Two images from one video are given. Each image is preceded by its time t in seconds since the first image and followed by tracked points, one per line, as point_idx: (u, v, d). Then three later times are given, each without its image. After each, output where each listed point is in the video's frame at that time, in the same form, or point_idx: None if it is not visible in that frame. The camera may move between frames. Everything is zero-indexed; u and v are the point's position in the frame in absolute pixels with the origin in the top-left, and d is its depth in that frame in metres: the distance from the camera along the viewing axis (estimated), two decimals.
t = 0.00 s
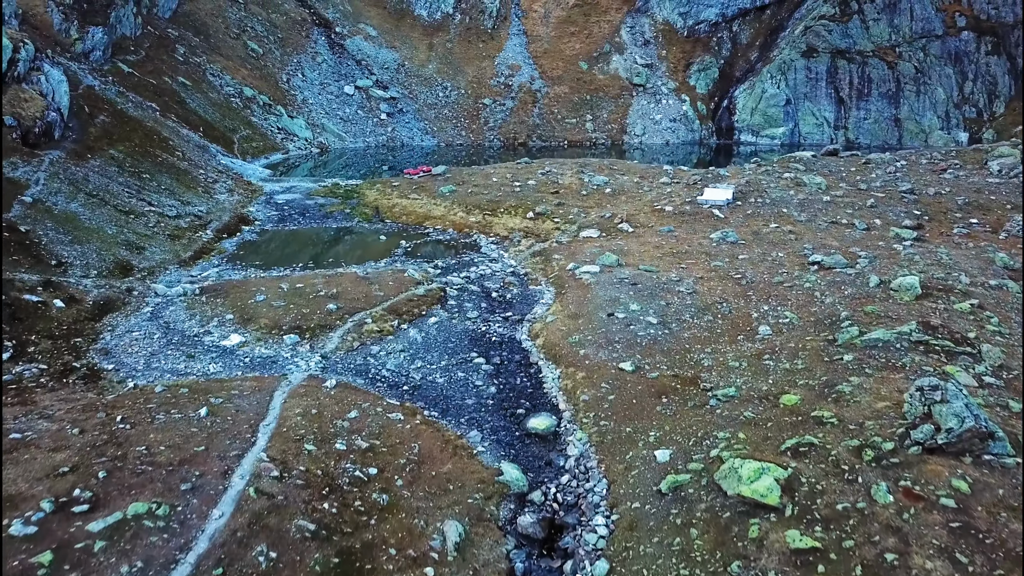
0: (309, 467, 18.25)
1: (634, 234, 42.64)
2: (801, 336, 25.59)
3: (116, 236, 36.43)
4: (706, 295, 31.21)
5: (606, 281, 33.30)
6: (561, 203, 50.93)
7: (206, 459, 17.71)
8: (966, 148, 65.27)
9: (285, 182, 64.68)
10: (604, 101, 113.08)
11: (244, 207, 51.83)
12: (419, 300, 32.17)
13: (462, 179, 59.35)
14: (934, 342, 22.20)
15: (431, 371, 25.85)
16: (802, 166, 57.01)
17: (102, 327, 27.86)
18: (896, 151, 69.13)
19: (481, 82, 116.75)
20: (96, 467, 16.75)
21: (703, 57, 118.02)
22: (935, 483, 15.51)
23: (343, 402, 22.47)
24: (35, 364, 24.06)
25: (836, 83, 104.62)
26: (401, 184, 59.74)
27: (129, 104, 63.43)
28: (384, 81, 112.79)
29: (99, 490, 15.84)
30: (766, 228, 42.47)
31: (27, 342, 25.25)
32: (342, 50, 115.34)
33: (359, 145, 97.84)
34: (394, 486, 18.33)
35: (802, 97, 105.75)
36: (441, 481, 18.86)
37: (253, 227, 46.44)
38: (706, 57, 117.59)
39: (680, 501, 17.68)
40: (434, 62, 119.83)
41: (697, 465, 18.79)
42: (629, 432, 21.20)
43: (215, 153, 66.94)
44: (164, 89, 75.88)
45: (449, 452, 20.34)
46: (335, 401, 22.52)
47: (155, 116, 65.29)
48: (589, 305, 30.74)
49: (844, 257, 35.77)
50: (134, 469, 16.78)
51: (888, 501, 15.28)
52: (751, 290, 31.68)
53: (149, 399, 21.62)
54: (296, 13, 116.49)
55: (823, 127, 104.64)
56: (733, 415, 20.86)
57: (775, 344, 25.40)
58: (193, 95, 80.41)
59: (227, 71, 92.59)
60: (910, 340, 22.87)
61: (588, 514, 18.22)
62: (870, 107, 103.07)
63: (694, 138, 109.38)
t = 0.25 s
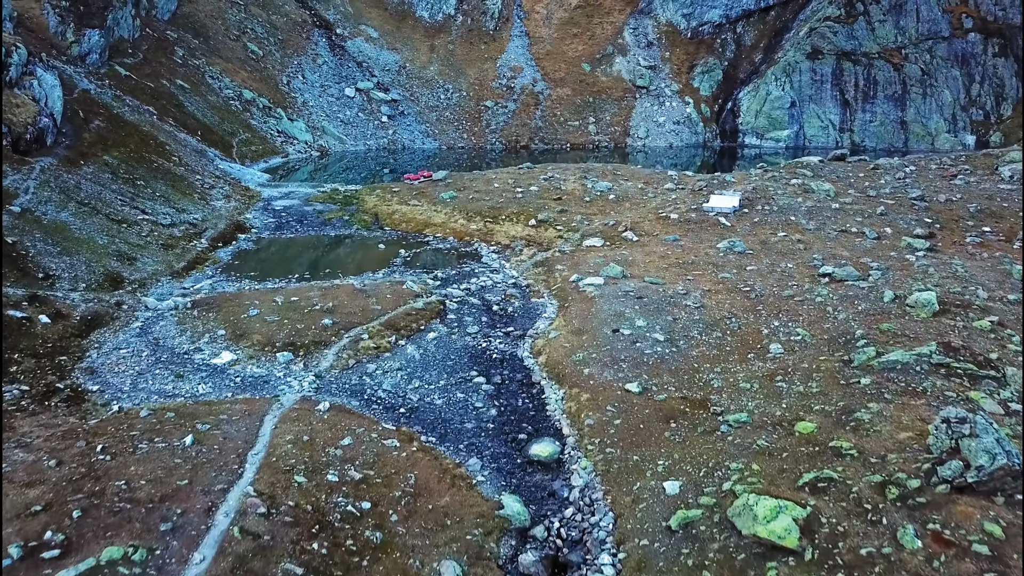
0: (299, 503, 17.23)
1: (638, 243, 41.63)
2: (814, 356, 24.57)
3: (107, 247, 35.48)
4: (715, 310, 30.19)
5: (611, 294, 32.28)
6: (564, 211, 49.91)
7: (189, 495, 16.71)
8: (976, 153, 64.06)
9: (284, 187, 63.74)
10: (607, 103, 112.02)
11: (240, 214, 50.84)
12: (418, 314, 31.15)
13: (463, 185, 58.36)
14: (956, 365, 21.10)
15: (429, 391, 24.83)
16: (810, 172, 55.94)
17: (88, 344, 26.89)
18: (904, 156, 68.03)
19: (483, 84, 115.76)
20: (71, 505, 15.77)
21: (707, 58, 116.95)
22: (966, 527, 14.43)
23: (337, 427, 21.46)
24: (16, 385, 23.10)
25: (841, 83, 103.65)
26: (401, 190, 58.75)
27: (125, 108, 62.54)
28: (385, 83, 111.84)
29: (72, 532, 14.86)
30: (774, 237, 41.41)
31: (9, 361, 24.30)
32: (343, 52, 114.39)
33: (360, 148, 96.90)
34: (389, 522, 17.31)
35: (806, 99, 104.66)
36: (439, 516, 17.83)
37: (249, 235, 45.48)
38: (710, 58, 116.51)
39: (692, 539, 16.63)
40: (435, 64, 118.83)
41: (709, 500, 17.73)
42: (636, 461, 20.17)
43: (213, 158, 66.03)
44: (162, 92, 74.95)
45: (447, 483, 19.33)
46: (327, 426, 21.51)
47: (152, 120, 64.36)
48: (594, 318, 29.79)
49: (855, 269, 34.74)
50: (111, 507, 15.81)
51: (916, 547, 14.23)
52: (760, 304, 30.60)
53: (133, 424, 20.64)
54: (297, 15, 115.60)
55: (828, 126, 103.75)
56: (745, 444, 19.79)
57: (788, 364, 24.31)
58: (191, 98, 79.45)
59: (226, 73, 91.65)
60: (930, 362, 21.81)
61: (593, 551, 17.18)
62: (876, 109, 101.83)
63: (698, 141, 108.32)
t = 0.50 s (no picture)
0: (288, 541, 16.22)
1: (644, 253, 40.63)
2: (829, 377, 23.51)
3: (98, 258, 34.53)
4: (724, 326, 29.15)
5: (616, 308, 31.26)
6: (567, 218, 48.87)
7: (170, 536, 15.73)
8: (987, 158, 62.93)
9: (283, 192, 62.79)
10: (610, 105, 110.92)
11: (238, 221, 49.92)
12: (417, 329, 30.13)
13: (465, 191, 57.32)
14: (981, 391, 19.95)
15: (428, 414, 23.81)
16: (818, 178, 54.81)
17: (75, 362, 25.94)
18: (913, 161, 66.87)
19: (485, 86, 114.75)
20: (43, 549, 14.81)
21: (711, 60, 115.85)
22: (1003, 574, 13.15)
23: (330, 455, 20.45)
24: None
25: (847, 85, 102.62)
26: (401, 195, 57.72)
27: (122, 112, 61.64)
28: (386, 86, 110.87)
29: None
30: (783, 247, 40.38)
31: None
32: (344, 54, 113.43)
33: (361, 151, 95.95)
34: (383, 562, 16.27)
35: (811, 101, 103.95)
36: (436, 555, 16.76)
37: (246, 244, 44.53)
38: (714, 60, 115.42)
39: None
40: (437, 65, 117.79)
41: (723, 538, 16.69)
42: (645, 493, 19.12)
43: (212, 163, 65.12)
44: (160, 95, 74.05)
45: (445, 517, 18.33)
46: (321, 453, 20.52)
47: (150, 125, 63.46)
48: (601, 333, 28.89)
49: (868, 281, 33.69)
50: (87, 550, 14.89)
51: None
52: (771, 320, 29.57)
53: (116, 453, 19.66)
54: (298, 16, 114.67)
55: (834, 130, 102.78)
56: (760, 475, 18.76)
57: (802, 386, 23.26)
58: (190, 101, 78.57)
59: (226, 76, 90.72)
60: (953, 386, 20.73)
61: None
62: (882, 112, 101.00)
63: (702, 144, 107.29)
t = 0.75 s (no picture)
0: None
1: (649, 263, 39.61)
2: (847, 401, 22.45)
3: (90, 269, 33.64)
4: (735, 343, 28.11)
5: (622, 323, 30.25)
6: (571, 225, 47.86)
7: None
8: (998, 163, 61.76)
9: (283, 198, 61.88)
10: (614, 107, 109.88)
11: (236, 228, 49.01)
12: (416, 344, 29.14)
13: (467, 197, 56.34)
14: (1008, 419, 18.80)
15: (426, 438, 22.82)
16: (827, 184, 53.71)
17: (61, 381, 25.04)
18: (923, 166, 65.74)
19: (488, 88, 113.80)
20: None
21: (716, 62, 114.81)
22: None
23: (323, 485, 19.46)
24: None
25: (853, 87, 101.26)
26: (402, 201, 56.75)
27: (119, 116, 60.81)
28: (388, 88, 109.94)
29: None
30: (792, 257, 39.35)
31: None
32: (346, 56, 112.54)
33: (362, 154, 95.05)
34: None
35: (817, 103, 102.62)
36: None
37: (244, 252, 43.62)
38: (719, 62, 114.36)
39: None
40: (440, 67, 116.83)
41: None
42: (654, 528, 18.09)
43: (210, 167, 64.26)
44: (159, 99, 73.22)
45: (443, 554, 17.34)
46: (313, 483, 19.53)
47: (148, 129, 62.62)
48: (605, 351, 27.77)
49: (882, 294, 32.62)
50: None
51: None
52: (783, 336, 28.53)
53: (98, 483, 18.73)
54: (299, 18, 113.84)
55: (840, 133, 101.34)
56: (776, 509, 17.74)
57: (818, 411, 22.21)
58: (189, 104, 77.73)
59: (226, 79, 89.85)
60: (979, 413, 19.63)
61: None
62: (889, 114, 99.53)
63: (707, 147, 106.22)
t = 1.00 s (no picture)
0: None
1: (656, 274, 38.61)
2: (866, 427, 21.39)
3: (81, 281, 32.73)
4: (746, 360, 27.07)
5: (630, 339, 29.25)
6: (575, 233, 46.85)
7: None
8: (1011, 168, 60.65)
9: (282, 203, 60.98)
10: (618, 110, 108.80)
11: (234, 236, 48.11)
12: (416, 362, 28.15)
13: (469, 203, 55.37)
14: None
15: (425, 464, 21.82)
16: (837, 190, 52.62)
17: (47, 402, 24.10)
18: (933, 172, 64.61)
19: (491, 91, 112.83)
20: None
21: (721, 64, 113.72)
22: None
23: (317, 518, 18.47)
24: None
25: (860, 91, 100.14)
26: (404, 207, 55.77)
27: (117, 120, 59.95)
28: (391, 90, 109.00)
29: None
30: (803, 267, 38.30)
31: None
32: (348, 58, 111.65)
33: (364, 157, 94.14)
34: None
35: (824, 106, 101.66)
36: None
37: (241, 261, 42.67)
38: (724, 64, 113.25)
39: None
40: (443, 69, 115.87)
41: None
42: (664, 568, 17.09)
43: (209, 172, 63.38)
44: (158, 102, 72.35)
45: None
46: (306, 516, 18.55)
47: (146, 133, 61.77)
48: (612, 368, 26.84)
49: (897, 308, 31.56)
50: None
51: None
52: (796, 354, 27.48)
53: (79, 518, 17.80)
54: (301, 20, 112.94)
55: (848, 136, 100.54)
56: (794, 548, 16.73)
57: (836, 437, 21.16)
58: (189, 108, 76.88)
59: (227, 81, 88.88)
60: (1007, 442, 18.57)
61: None
62: (898, 117, 98.71)
63: (712, 150, 105.13)
